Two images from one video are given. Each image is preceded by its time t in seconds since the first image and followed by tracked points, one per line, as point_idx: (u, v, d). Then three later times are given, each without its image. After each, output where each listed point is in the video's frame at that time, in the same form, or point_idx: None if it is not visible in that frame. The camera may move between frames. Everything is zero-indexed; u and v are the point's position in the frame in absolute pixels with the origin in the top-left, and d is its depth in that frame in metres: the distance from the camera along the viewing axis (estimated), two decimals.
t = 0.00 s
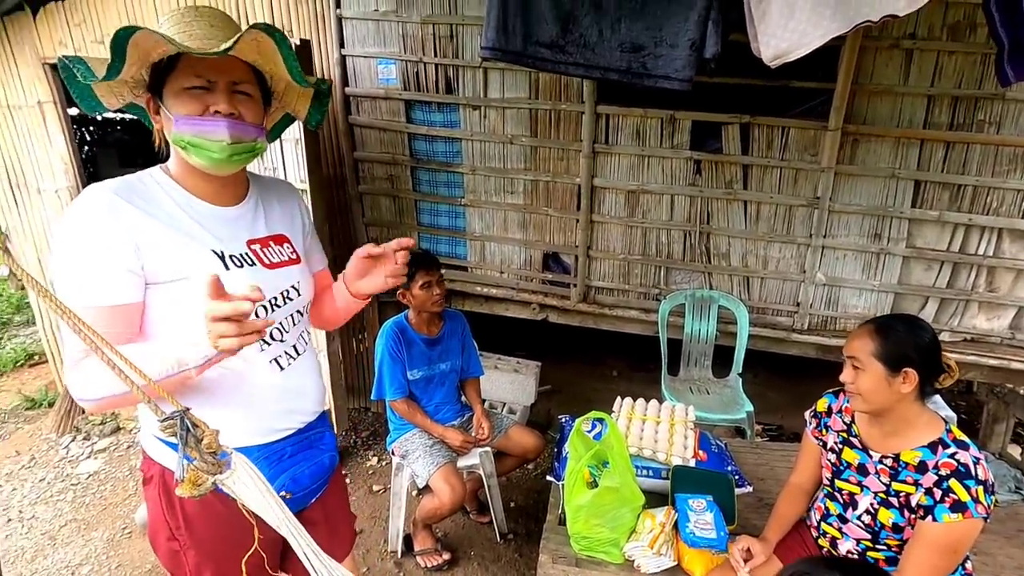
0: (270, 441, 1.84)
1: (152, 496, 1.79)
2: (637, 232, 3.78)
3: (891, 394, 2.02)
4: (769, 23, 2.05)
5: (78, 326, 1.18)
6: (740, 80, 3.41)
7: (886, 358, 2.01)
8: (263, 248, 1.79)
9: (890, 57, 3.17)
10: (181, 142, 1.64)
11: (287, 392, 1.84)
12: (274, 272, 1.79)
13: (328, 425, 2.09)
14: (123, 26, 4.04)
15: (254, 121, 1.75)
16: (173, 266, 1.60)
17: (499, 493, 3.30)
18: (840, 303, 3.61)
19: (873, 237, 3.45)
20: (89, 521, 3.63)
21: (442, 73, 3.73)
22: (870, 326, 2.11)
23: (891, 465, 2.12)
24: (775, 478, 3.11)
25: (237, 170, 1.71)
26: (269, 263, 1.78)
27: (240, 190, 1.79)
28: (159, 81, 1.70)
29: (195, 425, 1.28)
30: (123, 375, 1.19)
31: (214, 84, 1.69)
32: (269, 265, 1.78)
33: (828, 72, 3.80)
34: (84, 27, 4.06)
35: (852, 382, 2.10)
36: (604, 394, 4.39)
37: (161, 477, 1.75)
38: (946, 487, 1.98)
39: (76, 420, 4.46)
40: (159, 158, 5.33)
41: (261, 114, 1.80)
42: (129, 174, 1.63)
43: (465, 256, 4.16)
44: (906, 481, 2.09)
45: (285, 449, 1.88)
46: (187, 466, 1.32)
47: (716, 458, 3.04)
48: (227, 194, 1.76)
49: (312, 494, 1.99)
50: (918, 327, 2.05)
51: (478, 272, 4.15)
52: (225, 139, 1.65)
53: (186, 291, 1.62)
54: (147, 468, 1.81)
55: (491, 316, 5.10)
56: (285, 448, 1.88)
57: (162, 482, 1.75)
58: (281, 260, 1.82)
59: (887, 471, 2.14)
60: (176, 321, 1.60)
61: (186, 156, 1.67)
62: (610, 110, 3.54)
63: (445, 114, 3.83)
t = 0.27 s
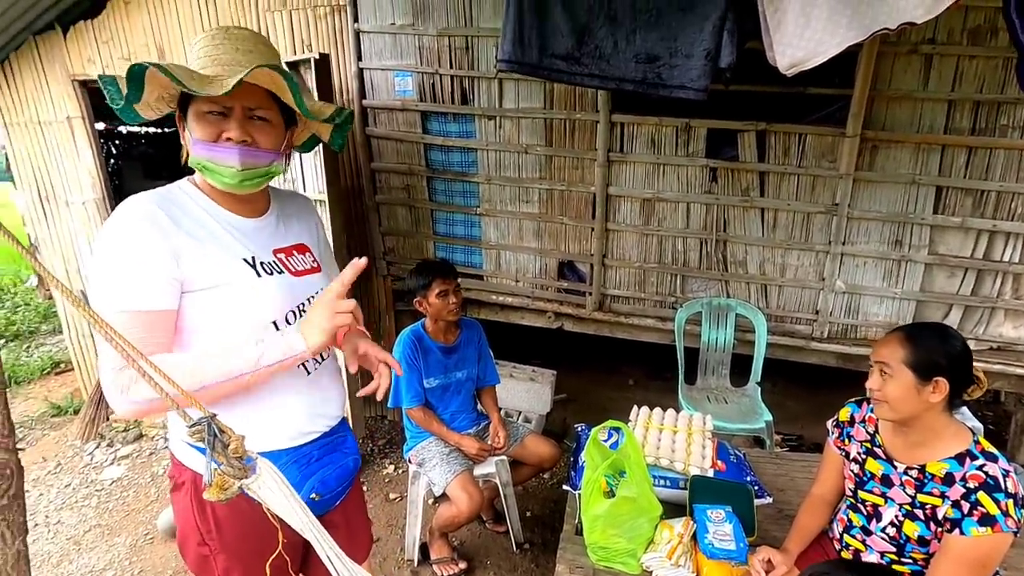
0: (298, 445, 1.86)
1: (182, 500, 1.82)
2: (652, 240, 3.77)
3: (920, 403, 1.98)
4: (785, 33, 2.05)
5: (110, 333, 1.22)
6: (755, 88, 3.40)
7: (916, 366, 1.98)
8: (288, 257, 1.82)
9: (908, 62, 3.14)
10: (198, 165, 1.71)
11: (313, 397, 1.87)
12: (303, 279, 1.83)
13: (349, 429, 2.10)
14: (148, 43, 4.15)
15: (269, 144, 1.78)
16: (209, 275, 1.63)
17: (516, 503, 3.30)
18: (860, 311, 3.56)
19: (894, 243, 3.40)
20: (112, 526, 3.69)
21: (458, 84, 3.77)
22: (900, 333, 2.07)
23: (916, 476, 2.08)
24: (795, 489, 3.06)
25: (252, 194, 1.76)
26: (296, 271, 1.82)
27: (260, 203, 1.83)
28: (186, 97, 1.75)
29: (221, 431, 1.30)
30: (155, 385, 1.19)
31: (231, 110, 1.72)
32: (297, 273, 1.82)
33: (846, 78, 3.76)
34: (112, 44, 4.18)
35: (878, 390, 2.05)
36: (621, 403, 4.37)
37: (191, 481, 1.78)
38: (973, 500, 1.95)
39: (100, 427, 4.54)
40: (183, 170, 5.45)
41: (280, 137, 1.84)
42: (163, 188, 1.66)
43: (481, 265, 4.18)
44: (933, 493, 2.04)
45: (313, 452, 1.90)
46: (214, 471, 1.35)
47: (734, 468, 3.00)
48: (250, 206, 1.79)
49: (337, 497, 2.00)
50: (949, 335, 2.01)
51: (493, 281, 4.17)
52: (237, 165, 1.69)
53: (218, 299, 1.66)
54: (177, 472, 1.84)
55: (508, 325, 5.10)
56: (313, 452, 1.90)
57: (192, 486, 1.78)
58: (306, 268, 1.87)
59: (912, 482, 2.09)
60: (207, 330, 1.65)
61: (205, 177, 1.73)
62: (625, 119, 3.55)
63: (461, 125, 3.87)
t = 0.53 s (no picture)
0: (311, 448, 1.87)
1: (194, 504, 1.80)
2: (656, 244, 3.77)
3: (929, 409, 1.97)
4: (789, 38, 2.10)
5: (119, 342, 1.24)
6: (759, 92, 3.40)
7: (926, 371, 1.96)
8: (298, 261, 1.83)
9: (913, 67, 3.14)
10: (224, 161, 1.70)
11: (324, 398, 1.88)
12: (312, 283, 1.84)
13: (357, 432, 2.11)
14: (155, 48, 4.18)
15: (287, 138, 1.85)
16: (224, 281, 1.64)
17: (519, 507, 3.29)
18: (865, 315, 3.55)
19: (898, 248, 3.39)
20: (116, 529, 3.70)
21: (462, 89, 3.79)
22: (910, 337, 2.05)
23: (923, 482, 2.07)
24: (800, 495, 3.05)
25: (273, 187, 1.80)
26: (306, 275, 1.83)
27: (268, 207, 1.84)
28: (198, 103, 1.76)
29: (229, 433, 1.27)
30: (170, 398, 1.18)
31: (253, 108, 1.76)
32: (307, 277, 1.83)
33: (850, 82, 3.76)
34: (119, 50, 4.21)
35: (885, 394, 2.04)
36: (625, 407, 4.36)
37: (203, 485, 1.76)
38: (981, 507, 1.94)
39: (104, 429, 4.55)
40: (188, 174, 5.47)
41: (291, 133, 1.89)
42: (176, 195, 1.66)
43: (484, 269, 4.18)
44: (940, 499, 2.04)
45: (325, 454, 1.90)
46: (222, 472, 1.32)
47: (739, 473, 2.99)
48: (260, 209, 1.81)
49: (348, 497, 2.00)
50: (957, 340, 2.00)
51: (497, 285, 4.17)
52: (266, 158, 1.73)
53: (232, 305, 1.66)
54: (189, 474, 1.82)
55: (511, 329, 5.10)
56: (325, 454, 1.91)
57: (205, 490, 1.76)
58: (315, 272, 1.88)
59: (919, 488, 2.09)
60: (220, 338, 1.66)
61: (227, 174, 1.72)
62: (628, 123, 3.56)
63: (465, 129, 3.88)
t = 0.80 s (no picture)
0: (304, 451, 1.87)
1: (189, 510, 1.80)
2: (653, 246, 3.77)
3: (926, 410, 1.97)
4: (784, 41, 2.10)
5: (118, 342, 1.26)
6: (755, 94, 3.41)
7: (923, 372, 1.96)
8: (292, 264, 1.82)
9: (908, 69, 3.15)
10: (209, 157, 1.69)
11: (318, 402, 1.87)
12: (307, 287, 1.83)
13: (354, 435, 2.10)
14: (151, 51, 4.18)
15: (277, 135, 1.81)
16: (219, 285, 1.64)
17: (517, 509, 3.28)
18: (862, 317, 3.55)
19: (895, 249, 3.40)
20: (112, 533, 3.69)
21: (459, 91, 3.79)
22: (907, 338, 2.05)
23: (919, 483, 2.07)
24: (797, 496, 3.05)
25: (263, 185, 1.76)
26: (301, 279, 1.82)
27: (262, 209, 1.83)
28: (188, 104, 1.78)
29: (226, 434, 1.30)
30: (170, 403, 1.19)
31: (240, 105, 1.74)
32: (302, 281, 1.82)
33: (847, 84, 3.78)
34: (115, 52, 4.21)
35: (883, 395, 2.04)
36: (622, 409, 4.36)
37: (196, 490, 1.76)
38: (978, 507, 1.94)
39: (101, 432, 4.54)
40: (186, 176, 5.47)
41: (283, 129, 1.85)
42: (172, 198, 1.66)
43: (481, 271, 4.18)
44: (936, 500, 2.04)
45: (320, 457, 1.90)
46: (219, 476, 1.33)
47: (737, 474, 2.99)
48: (255, 212, 1.80)
49: (345, 500, 1.99)
50: (954, 341, 2.00)
51: (495, 287, 4.17)
52: (253, 152, 1.70)
53: (226, 309, 1.66)
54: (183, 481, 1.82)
55: (509, 331, 5.10)
56: (320, 457, 1.90)
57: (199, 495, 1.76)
58: (310, 275, 1.87)
59: (915, 488, 2.09)
60: (217, 339, 1.66)
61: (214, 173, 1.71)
62: (625, 125, 3.56)
63: (462, 131, 3.88)
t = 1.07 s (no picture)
0: (298, 453, 1.86)
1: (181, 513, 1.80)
2: (650, 245, 3.78)
3: (922, 410, 1.98)
4: (782, 41, 2.09)
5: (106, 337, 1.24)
6: (753, 93, 3.41)
7: (919, 372, 1.97)
8: (286, 262, 1.82)
9: (905, 69, 3.16)
10: (202, 168, 1.68)
11: (312, 400, 1.87)
12: (300, 285, 1.83)
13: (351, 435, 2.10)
14: (148, 48, 4.17)
15: (273, 144, 1.79)
16: (206, 285, 1.63)
17: (514, 509, 3.28)
18: (858, 316, 3.56)
19: (891, 249, 3.41)
20: (107, 532, 3.67)
21: (456, 89, 3.79)
22: (903, 339, 2.06)
23: (915, 481, 2.08)
24: (794, 495, 3.05)
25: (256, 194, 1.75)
26: (294, 276, 1.82)
27: (257, 208, 1.83)
28: (181, 105, 1.73)
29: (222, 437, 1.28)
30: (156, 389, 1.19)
31: (235, 113, 1.72)
32: (295, 278, 1.82)
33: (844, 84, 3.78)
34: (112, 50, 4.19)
35: (879, 395, 2.05)
36: (620, 408, 4.36)
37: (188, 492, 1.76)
38: (973, 506, 1.95)
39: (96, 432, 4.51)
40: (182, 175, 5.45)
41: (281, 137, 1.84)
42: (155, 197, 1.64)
43: (479, 270, 4.18)
44: (932, 498, 2.04)
45: (313, 460, 1.89)
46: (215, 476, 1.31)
47: (733, 474, 3.00)
48: (249, 212, 1.80)
49: (340, 504, 1.99)
50: (950, 341, 2.01)
51: (493, 286, 4.16)
52: (245, 166, 1.68)
53: (215, 308, 1.65)
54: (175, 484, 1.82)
55: (506, 330, 5.10)
56: (314, 459, 1.90)
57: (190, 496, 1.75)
58: (304, 273, 1.86)
59: (911, 487, 2.10)
60: (202, 340, 1.64)
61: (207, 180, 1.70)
62: (623, 124, 3.56)
63: (460, 130, 3.88)
